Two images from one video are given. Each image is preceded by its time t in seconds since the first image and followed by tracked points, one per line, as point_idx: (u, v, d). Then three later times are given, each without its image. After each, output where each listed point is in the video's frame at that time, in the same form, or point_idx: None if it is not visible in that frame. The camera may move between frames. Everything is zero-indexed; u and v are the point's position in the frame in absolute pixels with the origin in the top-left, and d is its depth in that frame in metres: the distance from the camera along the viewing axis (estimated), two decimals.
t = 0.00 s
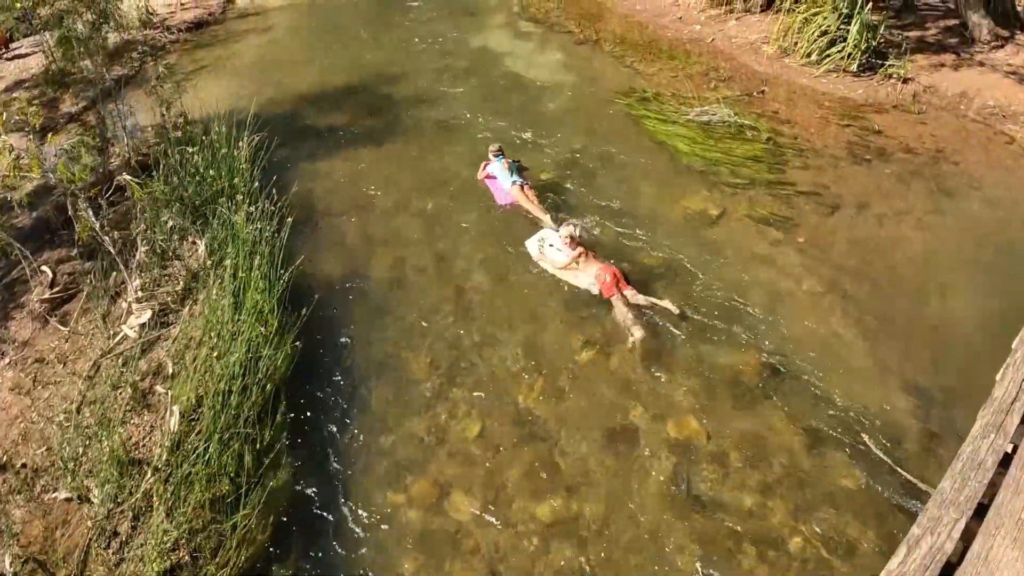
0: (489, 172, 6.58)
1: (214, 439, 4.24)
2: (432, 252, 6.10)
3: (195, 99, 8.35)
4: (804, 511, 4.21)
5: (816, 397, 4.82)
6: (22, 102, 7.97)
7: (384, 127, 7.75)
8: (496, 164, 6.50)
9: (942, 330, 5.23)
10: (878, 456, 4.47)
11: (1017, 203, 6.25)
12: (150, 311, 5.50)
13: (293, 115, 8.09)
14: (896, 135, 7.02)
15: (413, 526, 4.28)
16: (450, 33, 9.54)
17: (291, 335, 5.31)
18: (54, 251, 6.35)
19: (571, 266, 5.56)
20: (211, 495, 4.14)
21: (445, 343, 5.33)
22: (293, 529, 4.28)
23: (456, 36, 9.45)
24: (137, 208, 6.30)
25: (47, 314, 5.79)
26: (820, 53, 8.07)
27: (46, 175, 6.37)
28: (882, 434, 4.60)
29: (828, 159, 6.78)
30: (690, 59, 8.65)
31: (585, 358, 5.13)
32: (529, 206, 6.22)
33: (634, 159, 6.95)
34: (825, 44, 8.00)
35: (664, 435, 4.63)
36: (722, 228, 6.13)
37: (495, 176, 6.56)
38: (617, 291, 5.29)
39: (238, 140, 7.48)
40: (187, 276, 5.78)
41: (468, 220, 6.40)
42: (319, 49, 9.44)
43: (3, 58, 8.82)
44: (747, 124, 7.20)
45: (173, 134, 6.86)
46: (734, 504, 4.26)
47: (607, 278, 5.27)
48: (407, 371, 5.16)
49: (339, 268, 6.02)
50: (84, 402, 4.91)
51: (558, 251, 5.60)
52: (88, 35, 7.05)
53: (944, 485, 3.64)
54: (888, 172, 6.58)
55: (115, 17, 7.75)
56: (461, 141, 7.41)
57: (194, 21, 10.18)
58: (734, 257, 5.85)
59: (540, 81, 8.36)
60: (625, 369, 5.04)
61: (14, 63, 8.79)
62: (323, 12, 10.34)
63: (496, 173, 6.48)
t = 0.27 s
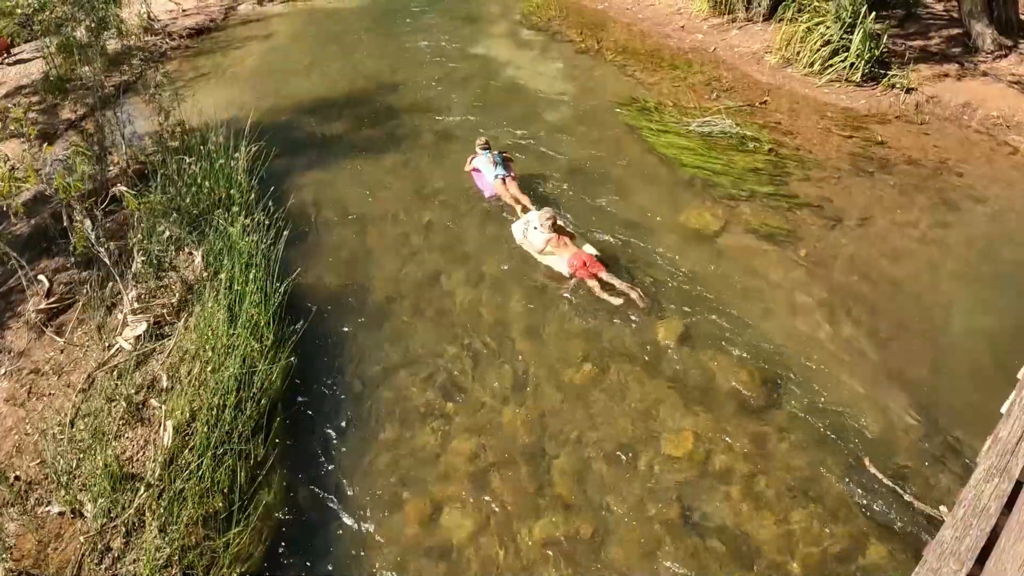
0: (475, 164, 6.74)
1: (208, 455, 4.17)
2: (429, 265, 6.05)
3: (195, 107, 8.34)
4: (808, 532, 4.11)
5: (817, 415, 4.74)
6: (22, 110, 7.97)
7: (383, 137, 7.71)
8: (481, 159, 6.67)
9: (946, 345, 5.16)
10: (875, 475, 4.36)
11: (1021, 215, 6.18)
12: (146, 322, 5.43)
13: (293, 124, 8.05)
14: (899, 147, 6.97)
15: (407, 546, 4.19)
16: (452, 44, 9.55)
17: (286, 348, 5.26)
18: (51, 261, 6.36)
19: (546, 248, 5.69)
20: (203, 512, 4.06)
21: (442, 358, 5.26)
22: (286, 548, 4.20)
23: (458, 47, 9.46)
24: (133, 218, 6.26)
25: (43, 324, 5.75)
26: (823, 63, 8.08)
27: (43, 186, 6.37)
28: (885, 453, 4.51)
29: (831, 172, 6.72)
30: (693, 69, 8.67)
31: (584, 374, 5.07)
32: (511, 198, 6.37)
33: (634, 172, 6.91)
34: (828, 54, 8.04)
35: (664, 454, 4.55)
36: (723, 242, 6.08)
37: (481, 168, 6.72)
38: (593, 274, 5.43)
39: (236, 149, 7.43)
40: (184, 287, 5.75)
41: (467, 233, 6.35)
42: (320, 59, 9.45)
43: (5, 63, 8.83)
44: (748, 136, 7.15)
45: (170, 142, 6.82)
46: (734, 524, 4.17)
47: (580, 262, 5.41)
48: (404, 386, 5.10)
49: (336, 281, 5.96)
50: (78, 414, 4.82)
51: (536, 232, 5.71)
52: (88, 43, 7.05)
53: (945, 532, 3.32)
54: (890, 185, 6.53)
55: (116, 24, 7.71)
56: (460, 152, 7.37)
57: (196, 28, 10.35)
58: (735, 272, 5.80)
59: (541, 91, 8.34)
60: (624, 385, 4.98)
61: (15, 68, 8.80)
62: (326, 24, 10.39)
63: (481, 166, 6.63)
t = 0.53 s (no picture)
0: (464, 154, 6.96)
1: (205, 466, 4.13)
2: (430, 274, 6.01)
3: (195, 114, 8.33)
4: (809, 548, 4.06)
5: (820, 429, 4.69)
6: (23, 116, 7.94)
7: (384, 144, 7.69)
8: (470, 149, 6.85)
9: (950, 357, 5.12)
10: (877, 490, 4.30)
11: None
12: (145, 331, 5.42)
13: (294, 131, 8.05)
14: (902, 156, 6.95)
15: (404, 560, 4.14)
16: (455, 51, 9.57)
17: (285, 358, 5.22)
18: (50, 267, 6.35)
19: (525, 228, 5.94)
20: (200, 524, 4.01)
21: (441, 369, 5.22)
22: (283, 562, 4.14)
23: (460, 54, 9.47)
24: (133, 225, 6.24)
25: (42, 331, 5.72)
26: (826, 72, 8.07)
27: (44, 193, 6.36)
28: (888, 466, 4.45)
29: (833, 182, 6.69)
30: (695, 77, 8.65)
31: (584, 385, 5.03)
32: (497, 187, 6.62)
33: (636, 181, 6.89)
34: (831, 63, 8.01)
35: (665, 467, 4.50)
36: (725, 252, 6.04)
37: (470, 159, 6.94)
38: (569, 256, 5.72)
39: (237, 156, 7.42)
40: (183, 296, 5.71)
41: (467, 241, 6.33)
42: (322, 66, 9.46)
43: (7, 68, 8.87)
44: (751, 145, 7.12)
45: (170, 149, 6.77)
46: (736, 538, 4.12)
47: (559, 243, 5.72)
48: (403, 397, 5.06)
49: (335, 290, 5.93)
50: (76, 423, 4.79)
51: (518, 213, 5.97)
52: (90, 49, 7.04)
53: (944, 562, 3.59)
54: (893, 195, 6.50)
55: (118, 30, 7.69)
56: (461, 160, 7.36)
57: (199, 33, 10.38)
58: (737, 282, 5.76)
59: (543, 99, 8.33)
60: (625, 397, 4.94)
61: (18, 73, 8.83)
62: (329, 31, 10.41)
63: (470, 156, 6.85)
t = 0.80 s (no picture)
0: (459, 147, 7.28)
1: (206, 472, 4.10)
2: (431, 283, 6.02)
3: (198, 120, 8.37)
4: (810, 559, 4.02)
5: (820, 439, 4.66)
6: (27, 121, 8.05)
7: (387, 151, 7.71)
8: (464, 141, 7.20)
9: (953, 366, 5.10)
10: (879, 500, 4.26)
11: None
12: (146, 337, 5.42)
13: (298, 137, 8.08)
14: (905, 165, 6.94)
15: (401, 568, 4.11)
16: (458, 61, 9.66)
17: (286, 366, 5.21)
18: (52, 272, 6.39)
19: (511, 212, 6.34)
20: (200, 530, 3.98)
21: (442, 377, 5.22)
22: (283, 569, 4.10)
23: (463, 64, 9.54)
24: (134, 230, 6.26)
25: (43, 336, 5.73)
26: (828, 80, 8.09)
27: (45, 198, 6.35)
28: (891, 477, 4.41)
29: (835, 191, 6.68)
30: (697, 85, 8.67)
31: (585, 395, 5.01)
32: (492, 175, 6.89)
33: (637, 189, 6.89)
34: (833, 71, 8.04)
35: (665, 477, 4.48)
36: (726, 262, 6.04)
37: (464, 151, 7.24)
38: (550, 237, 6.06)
39: (239, 163, 7.44)
40: (184, 302, 5.74)
41: (469, 250, 6.34)
42: (326, 74, 9.52)
43: (12, 72, 9.07)
44: (752, 154, 7.13)
45: (173, 155, 6.81)
46: (736, 549, 4.09)
47: (541, 224, 6.05)
48: (403, 405, 5.05)
49: (337, 298, 5.93)
50: (76, 429, 4.78)
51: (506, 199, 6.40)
52: (94, 54, 7.07)
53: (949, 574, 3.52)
54: (895, 205, 6.49)
55: (121, 35, 7.71)
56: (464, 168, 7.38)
57: (202, 39, 10.76)
58: (739, 292, 5.75)
59: (546, 108, 8.37)
60: (626, 406, 4.92)
61: (21, 76, 9.02)
62: (334, 42, 10.52)
63: (464, 148, 7.17)
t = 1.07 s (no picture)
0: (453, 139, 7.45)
1: (208, 477, 4.10)
2: (433, 289, 6.04)
3: (202, 125, 8.40)
4: (811, 567, 4.01)
5: (821, 448, 4.66)
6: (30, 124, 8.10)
7: (390, 158, 7.74)
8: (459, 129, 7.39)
9: (954, 376, 5.10)
10: (880, 510, 4.25)
11: None
12: (148, 341, 5.44)
13: (302, 143, 8.11)
14: (907, 174, 6.96)
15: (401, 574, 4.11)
16: (461, 68, 9.72)
17: (288, 372, 5.22)
18: (54, 276, 6.41)
19: (499, 198, 6.72)
20: (201, 535, 3.99)
21: (444, 383, 5.23)
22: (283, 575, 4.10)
23: (467, 71, 9.60)
24: (137, 234, 6.28)
25: (45, 339, 5.74)
26: (830, 89, 8.13)
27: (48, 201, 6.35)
28: (892, 486, 4.40)
29: (837, 200, 6.69)
30: (700, 93, 8.70)
31: (586, 403, 5.02)
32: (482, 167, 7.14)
33: (639, 197, 6.92)
34: (835, 80, 8.07)
35: (665, 484, 4.48)
36: (728, 270, 6.05)
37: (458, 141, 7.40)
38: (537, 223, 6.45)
39: (242, 168, 7.47)
40: (186, 306, 5.76)
41: (471, 256, 6.35)
42: (330, 81, 9.58)
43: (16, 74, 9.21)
44: (754, 162, 7.14)
45: (176, 160, 6.86)
46: (736, 557, 4.09)
47: (527, 214, 6.43)
48: (404, 412, 5.05)
49: (339, 304, 5.95)
50: (78, 433, 4.78)
51: (495, 185, 6.75)
52: (97, 58, 7.09)
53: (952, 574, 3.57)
54: (897, 213, 6.50)
55: (125, 40, 7.75)
56: (466, 175, 7.41)
57: (205, 44, 10.92)
58: (740, 300, 5.76)
59: (548, 115, 8.41)
60: (627, 415, 4.93)
61: (25, 79, 9.15)
62: (338, 50, 10.59)
63: (457, 139, 7.31)
